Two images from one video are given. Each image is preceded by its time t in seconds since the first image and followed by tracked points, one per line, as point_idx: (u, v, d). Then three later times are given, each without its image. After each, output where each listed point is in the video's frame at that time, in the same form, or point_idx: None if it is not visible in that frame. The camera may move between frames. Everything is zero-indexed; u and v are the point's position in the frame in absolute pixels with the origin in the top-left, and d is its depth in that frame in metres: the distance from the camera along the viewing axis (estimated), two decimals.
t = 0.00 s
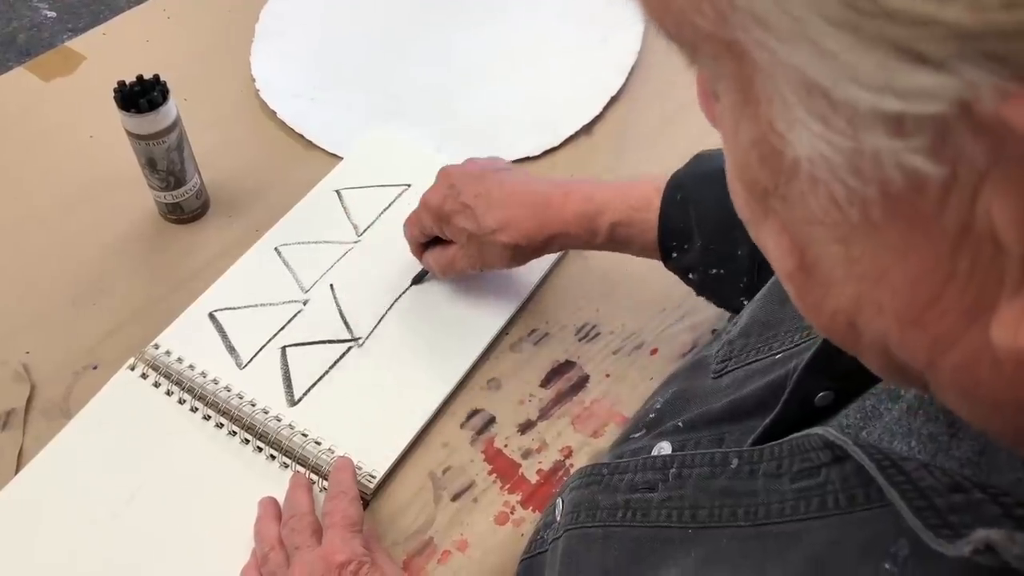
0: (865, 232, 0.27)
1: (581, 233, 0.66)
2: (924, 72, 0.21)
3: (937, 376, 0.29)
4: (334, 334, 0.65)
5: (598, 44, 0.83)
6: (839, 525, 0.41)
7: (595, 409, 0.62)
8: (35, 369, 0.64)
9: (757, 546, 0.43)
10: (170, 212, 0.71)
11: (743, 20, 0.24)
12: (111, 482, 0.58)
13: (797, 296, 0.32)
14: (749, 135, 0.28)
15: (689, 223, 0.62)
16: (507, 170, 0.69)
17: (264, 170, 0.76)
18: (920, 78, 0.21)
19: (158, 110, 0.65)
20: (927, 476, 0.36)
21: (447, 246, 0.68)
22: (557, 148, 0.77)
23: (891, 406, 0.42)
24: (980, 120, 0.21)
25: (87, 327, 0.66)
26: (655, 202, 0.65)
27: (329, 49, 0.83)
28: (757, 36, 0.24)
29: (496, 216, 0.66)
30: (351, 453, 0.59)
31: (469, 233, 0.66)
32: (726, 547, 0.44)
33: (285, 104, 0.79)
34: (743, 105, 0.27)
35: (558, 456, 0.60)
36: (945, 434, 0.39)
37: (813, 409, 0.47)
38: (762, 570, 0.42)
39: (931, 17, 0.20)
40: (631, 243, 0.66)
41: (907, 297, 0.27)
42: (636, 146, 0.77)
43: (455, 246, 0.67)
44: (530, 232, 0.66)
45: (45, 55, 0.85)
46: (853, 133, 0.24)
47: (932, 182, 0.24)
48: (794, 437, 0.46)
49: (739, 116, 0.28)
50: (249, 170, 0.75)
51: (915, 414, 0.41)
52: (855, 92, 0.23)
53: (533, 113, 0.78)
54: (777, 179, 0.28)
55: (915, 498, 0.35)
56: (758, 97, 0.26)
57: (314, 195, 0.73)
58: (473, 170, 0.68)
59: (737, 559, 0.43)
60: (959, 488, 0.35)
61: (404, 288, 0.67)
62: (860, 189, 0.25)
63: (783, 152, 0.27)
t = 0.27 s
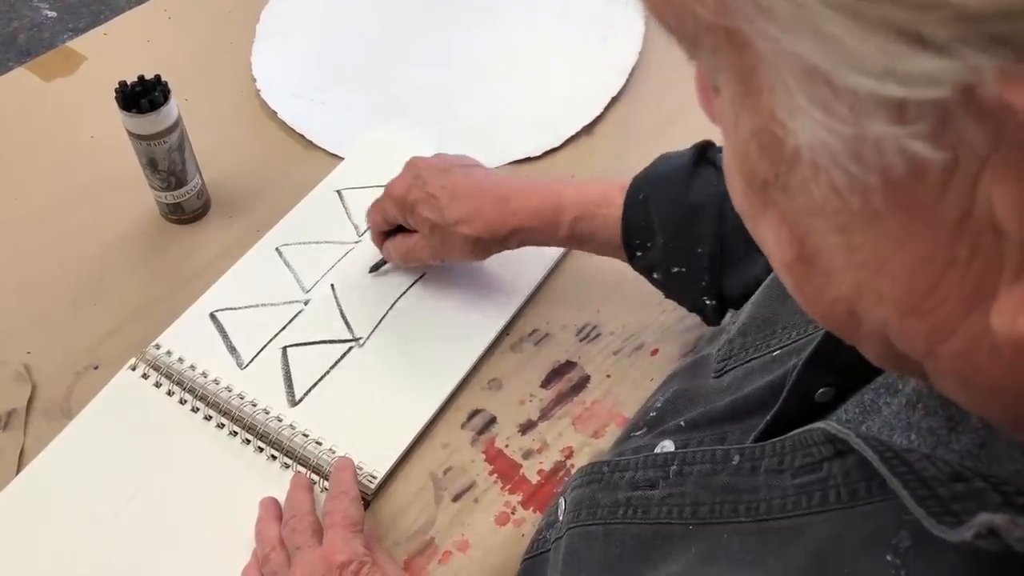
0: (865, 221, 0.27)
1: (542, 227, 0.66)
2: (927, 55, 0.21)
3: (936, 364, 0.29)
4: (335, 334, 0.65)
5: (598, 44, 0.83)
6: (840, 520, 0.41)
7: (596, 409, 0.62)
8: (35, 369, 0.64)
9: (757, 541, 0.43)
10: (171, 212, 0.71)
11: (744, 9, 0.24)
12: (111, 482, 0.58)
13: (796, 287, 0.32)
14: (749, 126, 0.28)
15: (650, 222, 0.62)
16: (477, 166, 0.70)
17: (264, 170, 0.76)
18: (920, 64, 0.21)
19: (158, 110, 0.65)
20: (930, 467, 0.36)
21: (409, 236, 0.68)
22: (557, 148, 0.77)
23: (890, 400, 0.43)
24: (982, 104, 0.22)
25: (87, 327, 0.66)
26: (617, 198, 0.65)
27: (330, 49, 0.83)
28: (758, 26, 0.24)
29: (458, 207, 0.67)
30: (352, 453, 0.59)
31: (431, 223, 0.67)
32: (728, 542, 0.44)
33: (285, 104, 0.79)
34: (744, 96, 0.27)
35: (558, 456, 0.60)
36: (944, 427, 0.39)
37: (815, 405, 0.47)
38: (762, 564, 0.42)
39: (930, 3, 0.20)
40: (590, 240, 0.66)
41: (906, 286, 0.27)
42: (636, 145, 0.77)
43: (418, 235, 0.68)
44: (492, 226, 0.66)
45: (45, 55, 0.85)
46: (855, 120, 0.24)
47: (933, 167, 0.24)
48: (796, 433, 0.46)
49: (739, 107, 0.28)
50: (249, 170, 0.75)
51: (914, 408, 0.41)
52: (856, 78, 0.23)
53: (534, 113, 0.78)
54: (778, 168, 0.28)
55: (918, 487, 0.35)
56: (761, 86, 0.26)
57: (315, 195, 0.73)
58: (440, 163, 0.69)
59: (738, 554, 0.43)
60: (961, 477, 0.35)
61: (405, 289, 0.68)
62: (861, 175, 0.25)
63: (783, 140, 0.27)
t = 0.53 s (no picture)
0: (854, 235, 0.27)
1: (498, 239, 0.66)
2: (907, 77, 0.21)
3: (930, 375, 0.29)
4: (337, 335, 0.65)
5: (598, 45, 0.83)
6: (837, 526, 0.41)
7: (597, 409, 0.62)
8: (36, 369, 0.64)
9: (753, 546, 0.43)
10: (172, 212, 0.71)
11: (728, 30, 0.25)
12: (112, 482, 0.58)
13: (791, 295, 0.32)
14: (738, 140, 0.28)
15: (604, 233, 0.62)
16: (432, 177, 0.70)
17: (265, 170, 0.76)
18: (902, 82, 0.22)
19: (160, 110, 0.65)
20: (925, 474, 0.35)
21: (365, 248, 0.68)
22: (558, 148, 0.77)
23: (880, 402, 0.43)
24: (962, 124, 0.22)
25: (88, 327, 0.66)
26: (572, 209, 0.65)
27: (330, 49, 0.83)
28: (743, 45, 0.24)
29: (413, 221, 0.66)
30: (353, 453, 0.59)
31: (385, 239, 0.66)
32: (723, 548, 0.44)
33: (285, 104, 0.79)
34: (731, 108, 0.28)
35: (559, 457, 0.60)
36: (939, 432, 0.39)
37: (807, 411, 0.47)
38: (759, 570, 0.42)
39: (909, 24, 0.20)
40: (546, 251, 0.66)
41: (895, 298, 0.27)
42: (637, 146, 0.77)
43: (373, 249, 0.67)
44: (446, 240, 0.66)
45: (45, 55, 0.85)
46: (839, 136, 0.24)
47: (918, 182, 0.24)
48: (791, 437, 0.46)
49: (727, 121, 0.28)
50: (250, 170, 0.75)
51: (907, 413, 0.41)
52: (838, 95, 0.23)
53: (534, 114, 0.78)
54: (768, 182, 0.28)
55: (913, 494, 0.35)
56: (747, 102, 0.27)
57: (315, 195, 0.73)
58: (394, 176, 0.69)
59: (734, 559, 0.43)
60: (957, 484, 0.34)
61: (405, 290, 0.68)
62: (847, 191, 0.25)
63: (770, 156, 0.27)
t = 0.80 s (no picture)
0: (861, 244, 0.27)
1: (533, 237, 0.65)
2: (913, 92, 0.21)
3: (935, 384, 0.29)
4: (338, 335, 0.65)
5: (599, 46, 0.83)
6: (839, 529, 0.41)
7: (597, 411, 0.62)
8: (37, 369, 0.64)
9: (755, 548, 0.43)
10: (172, 213, 0.71)
11: (737, 40, 0.25)
12: (112, 483, 0.58)
13: (800, 302, 0.32)
14: (749, 146, 0.28)
15: (638, 232, 0.61)
16: (465, 173, 0.70)
17: (266, 171, 0.76)
18: (906, 99, 0.22)
19: (161, 112, 0.65)
20: (928, 481, 0.36)
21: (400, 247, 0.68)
22: (559, 149, 0.77)
23: (886, 407, 0.43)
24: (968, 139, 0.22)
25: (89, 328, 0.66)
26: (604, 205, 0.64)
27: (331, 50, 0.83)
28: (754, 58, 0.25)
29: (446, 220, 0.66)
30: (354, 454, 0.59)
31: (420, 238, 0.66)
32: (726, 549, 0.44)
33: (286, 105, 0.79)
34: (739, 118, 0.28)
35: (560, 458, 0.60)
36: (943, 438, 0.39)
37: (812, 412, 0.47)
38: (760, 571, 0.42)
39: (913, 44, 0.20)
40: (579, 249, 0.65)
41: (901, 305, 0.27)
42: (637, 147, 0.77)
43: (408, 248, 0.67)
44: (480, 239, 0.65)
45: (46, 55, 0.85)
46: (846, 149, 0.24)
47: (925, 197, 0.24)
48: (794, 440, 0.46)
49: (738, 128, 0.28)
50: (251, 171, 0.76)
51: (912, 417, 0.41)
52: (846, 110, 0.23)
53: (534, 116, 0.78)
54: (777, 190, 0.28)
55: (916, 502, 0.35)
56: (755, 109, 0.26)
57: (316, 197, 0.73)
58: (427, 173, 0.69)
59: (735, 561, 0.43)
60: (959, 492, 0.35)
61: (405, 292, 0.68)
62: (853, 203, 0.26)
63: (778, 167, 0.27)
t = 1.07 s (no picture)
0: (870, 242, 0.27)
1: (591, 233, 0.66)
2: (922, 90, 0.21)
3: (941, 383, 0.29)
4: (337, 334, 0.65)
5: (598, 45, 0.83)
6: (841, 524, 0.41)
7: (597, 410, 0.62)
8: (36, 369, 0.64)
9: (757, 542, 0.43)
10: (171, 212, 0.71)
11: (746, 37, 0.24)
12: (112, 483, 0.58)
13: (808, 300, 0.32)
14: (759, 143, 0.28)
15: (697, 228, 0.62)
16: (521, 167, 0.70)
17: (265, 169, 0.76)
18: (914, 96, 0.22)
19: (160, 111, 0.65)
20: (932, 477, 0.35)
21: (456, 240, 0.68)
22: (559, 148, 0.77)
23: (895, 404, 0.43)
24: (978, 138, 0.22)
25: (88, 327, 0.66)
26: (664, 202, 0.65)
27: (331, 49, 0.83)
28: (765, 54, 0.24)
29: (504, 212, 0.67)
30: (353, 454, 0.59)
31: (476, 230, 0.67)
32: (729, 544, 0.44)
33: (286, 105, 0.79)
34: (753, 118, 0.28)
35: (559, 457, 0.60)
36: (948, 433, 0.39)
37: (818, 405, 0.47)
38: (763, 566, 0.42)
39: (921, 41, 0.20)
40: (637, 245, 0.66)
41: (909, 305, 0.27)
42: (638, 146, 0.77)
43: (464, 240, 0.68)
44: (538, 232, 0.66)
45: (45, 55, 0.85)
46: (857, 147, 0.24)
47: (934, 196, 0.24)
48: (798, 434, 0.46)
49: (749, 125, 0.28)
50: (250, 170, 0.75)
51: (920, 414, 0.41)
52: (857, 107, 0.23)
53: (533, 115, 0.78)
54: (787, 187, 0.28)
55: (920, 498, 0.35)
56: (765, 107, 0.27)
57: (316, 196, 0.73)
58: (485, 166, 0.69)
59: (739, 556, 0.43)
60: (963, 488, 0.35)
61: (406, 290, 0.67)
62: (862, 201, 0.25)
63: (789, 162, 0.27)
